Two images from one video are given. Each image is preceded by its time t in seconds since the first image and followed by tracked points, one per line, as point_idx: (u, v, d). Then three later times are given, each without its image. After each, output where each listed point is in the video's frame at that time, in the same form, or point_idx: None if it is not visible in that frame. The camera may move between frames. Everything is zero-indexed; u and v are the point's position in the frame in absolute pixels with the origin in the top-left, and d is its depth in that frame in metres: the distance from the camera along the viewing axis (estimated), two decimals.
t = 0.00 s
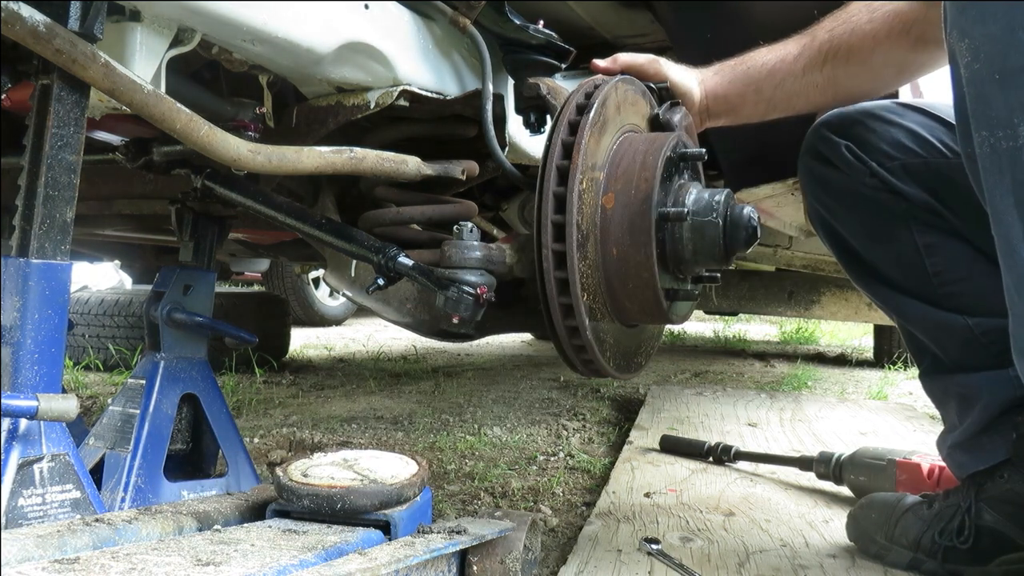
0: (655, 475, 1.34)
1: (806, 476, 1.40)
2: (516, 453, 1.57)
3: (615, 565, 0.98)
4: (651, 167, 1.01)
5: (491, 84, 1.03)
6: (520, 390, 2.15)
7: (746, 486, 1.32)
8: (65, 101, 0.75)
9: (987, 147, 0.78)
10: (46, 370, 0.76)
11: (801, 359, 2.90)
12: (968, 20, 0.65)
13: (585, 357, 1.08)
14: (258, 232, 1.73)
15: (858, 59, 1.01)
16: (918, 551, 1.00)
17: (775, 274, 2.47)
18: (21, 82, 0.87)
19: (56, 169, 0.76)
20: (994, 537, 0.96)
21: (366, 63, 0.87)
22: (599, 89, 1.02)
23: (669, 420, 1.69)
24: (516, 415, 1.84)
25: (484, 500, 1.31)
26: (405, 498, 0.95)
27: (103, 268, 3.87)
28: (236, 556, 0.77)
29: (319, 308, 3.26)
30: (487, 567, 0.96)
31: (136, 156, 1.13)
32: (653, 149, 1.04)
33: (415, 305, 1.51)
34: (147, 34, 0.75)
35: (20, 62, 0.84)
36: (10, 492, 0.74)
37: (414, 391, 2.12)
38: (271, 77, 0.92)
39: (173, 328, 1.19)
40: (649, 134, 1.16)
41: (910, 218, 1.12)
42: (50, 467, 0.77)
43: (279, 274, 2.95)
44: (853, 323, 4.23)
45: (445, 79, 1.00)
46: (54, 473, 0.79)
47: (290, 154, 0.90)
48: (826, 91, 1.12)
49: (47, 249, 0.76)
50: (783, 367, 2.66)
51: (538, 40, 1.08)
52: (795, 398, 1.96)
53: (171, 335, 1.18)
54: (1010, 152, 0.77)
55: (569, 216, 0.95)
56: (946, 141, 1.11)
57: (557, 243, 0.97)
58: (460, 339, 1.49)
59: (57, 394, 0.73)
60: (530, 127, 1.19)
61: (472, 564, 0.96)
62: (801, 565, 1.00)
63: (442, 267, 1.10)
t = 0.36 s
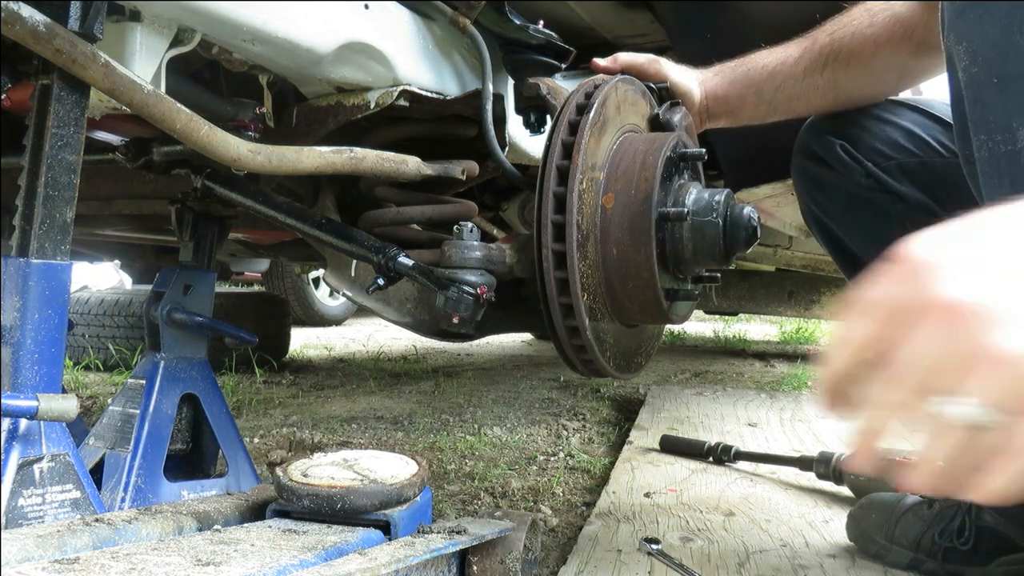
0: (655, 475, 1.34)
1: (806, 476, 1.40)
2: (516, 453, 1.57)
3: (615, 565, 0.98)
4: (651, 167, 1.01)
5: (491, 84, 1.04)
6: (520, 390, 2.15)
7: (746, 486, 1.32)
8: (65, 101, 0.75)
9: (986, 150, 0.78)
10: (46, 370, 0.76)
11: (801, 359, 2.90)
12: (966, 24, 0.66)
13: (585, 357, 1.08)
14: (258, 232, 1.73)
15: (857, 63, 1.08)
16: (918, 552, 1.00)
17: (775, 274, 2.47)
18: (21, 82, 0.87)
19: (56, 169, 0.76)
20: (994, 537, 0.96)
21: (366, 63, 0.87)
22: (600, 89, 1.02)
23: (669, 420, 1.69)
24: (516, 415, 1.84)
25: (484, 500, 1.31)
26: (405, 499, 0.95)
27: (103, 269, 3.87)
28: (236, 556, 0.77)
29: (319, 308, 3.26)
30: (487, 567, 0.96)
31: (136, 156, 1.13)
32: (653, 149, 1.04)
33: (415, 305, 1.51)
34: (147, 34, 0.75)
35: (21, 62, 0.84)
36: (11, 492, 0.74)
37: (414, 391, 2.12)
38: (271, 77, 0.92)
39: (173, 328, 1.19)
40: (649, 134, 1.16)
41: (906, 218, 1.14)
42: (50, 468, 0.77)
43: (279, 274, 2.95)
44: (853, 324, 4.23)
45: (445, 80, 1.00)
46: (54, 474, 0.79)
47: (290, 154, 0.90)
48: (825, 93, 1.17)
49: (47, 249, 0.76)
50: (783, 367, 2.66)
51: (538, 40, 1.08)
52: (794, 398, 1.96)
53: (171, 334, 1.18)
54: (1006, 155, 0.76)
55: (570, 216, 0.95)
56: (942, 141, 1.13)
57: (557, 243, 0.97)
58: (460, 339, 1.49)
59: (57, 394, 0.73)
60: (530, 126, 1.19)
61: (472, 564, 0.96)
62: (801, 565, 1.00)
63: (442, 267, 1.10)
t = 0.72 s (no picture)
0: (655, 475, 1.34)
1: (806, 476, 1.40)
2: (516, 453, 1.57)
3: (615, 565, 0.98)
4: (651, 167, 1.01)
5: (491, 85, 1.04)
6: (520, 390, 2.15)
7: (746, 486, 1.32)
8: (65, 101, 0.75)
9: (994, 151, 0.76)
10: (46, 370, 0.76)
11: (801, 359, 2.90)
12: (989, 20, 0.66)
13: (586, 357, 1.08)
14: (258, 233, 1.73)
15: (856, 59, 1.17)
16: (918, 552, 1.00)
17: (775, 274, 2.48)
18: (21, 81, 0.87)
19: (56, 169, 0.76)
20: (994, 537, 0.96)
21: (366, 63, 0.87)
22: (600, 89, 1.02)
23: (669, 420, 1.69)
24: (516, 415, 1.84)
25: (484, 500, 1.31)
26: (405, 499, 0.95)
27: (103, 269, 3.87)
28: (236, 556, 0.77)
29: (319, 308, 3.26)
30: (487, 567, 0.96)
31: (136, 156, 1.13)
32: (653, 149, 1.04)
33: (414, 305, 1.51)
34: (147, 34, 0.75)
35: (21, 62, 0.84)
36: (11, 492, 0.74)
37: (414, 391, 2.12)
38: (271, 77, 0.92)
39: (173, 328, 1.19)
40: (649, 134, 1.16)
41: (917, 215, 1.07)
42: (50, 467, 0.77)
43: (279, 274, 2.95)
44: (853, 324, 4.23)
45: (446, 80, 1.00)
46: (54, 474, 0.79)
47: (290, 154, 0.90)
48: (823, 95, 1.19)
49: (47, 249, 0.76)
50: (783, 368, 2.66)
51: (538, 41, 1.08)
52: (795, 398, 1.96)
53: (171, 334, 1.18)
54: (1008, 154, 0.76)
55: (570, 215, 0.95)
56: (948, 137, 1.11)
57: (557, 243, 0.97)
58: (460, 339, 1.49)
59: (57, 394, 0.73)
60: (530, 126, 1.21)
61: (472, 564, 0.96)
62: (801, 565, 0.99)
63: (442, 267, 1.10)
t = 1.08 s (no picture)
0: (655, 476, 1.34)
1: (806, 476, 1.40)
2: (516, 453, 1.57)
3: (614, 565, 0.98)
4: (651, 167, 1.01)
5: (491, 85, 1.04)
6: (520, 390, 2.15)
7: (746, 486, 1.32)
8: (65, 101, 0.75)
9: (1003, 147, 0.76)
10: (47, 370, 0.76)
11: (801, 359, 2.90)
12: None
13: (585, 357, 1.09)
14: (258, 232, 1.73)
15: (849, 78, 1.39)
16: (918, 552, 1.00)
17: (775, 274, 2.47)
18: (21, 81, 0.87)
19: (56, 169, 0.76)
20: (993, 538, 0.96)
21: (366, 63, 0.87)
22: (600, 89, 1.02)
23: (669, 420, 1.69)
24: (516, 415, 1.84)
25: (484, 500, 1.31)
26: (404, 499, 0.95)
27: (104, 269, 3.87)
28: (235, 556, 0.77)
29: (319, 308, 3.26)
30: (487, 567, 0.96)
31: (136, 156, 1.13)
32: (653, 149, 1.04)
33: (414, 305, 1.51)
34: (147, 35, 0.75)
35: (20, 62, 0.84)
36: (11, 492, 0.74)
37: (414, 391, 2.12)
38: (271, 77, 0.92)
39: (173, 328, 1.19)
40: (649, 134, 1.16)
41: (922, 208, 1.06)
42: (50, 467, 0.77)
43: (279, 274, 2.95)
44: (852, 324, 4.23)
45: (446, 80, 1.00)
46: (54, 473, 0.79)
47: (290, 154, 0.90)
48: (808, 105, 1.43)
49: (47, 249, 0.76)
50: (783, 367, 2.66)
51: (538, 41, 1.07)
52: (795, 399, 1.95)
53: (171, 335, 1.18)
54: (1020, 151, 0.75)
55: (569, 215, 0.95)
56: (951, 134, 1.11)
57: (557, 243, 0.97)
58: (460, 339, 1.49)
59: (56, 394, 0.73)
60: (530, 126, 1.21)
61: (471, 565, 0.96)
62: (801, 565, 0.99)
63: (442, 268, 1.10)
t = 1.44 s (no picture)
0: (655, 475, 1.34)
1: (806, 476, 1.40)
2: (516, 453, 1.57)
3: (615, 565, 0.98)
4: (651, 167, 1.01)
5: (491, 85, 1.05)
6: (520, 390, 2.15)
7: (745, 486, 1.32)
8: (65, 101, 0.75)
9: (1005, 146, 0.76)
10: (47, 370, 0.76)
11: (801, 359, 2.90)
12: None
13: (585, 357, 1.09)
14: (258, 233, 1.73)
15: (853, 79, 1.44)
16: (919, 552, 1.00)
17: (775, 273, 2.48)
18: (21, 82, 0.87)
19: (56, 169, 0.76)
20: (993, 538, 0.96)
21: (367, 63, 0.87)
22: (600, 89, 1.02)
23: (669, 420, 1.69)
24: (516, 415, 1.84)
25: (484, 499, 1.31)
26: (404, 498, 0.95)
27: (104, 269, 3.87)
28: (236, 556, 0.77)
29: (319, 308, 3.26)
30: (487, 567, 0.96)
31: (136, 156, 1.13)
32: (653, 149, 1.04)
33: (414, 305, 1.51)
34: (147, 34, 0.75)
35: (20, 62, 0.84)
36: (11, 492, 0.74)
37: (414, 391, 2.12)
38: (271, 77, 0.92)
39: (173, 328, 1.19)
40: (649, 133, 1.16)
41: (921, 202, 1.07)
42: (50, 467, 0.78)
43: (279, 274, 2.95)
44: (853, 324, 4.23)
45: (446, 80, 1.00)
46: (55, 473, 0.79)
47: (290, 154, 0.90)
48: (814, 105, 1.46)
49: (47, 249, 0.76)
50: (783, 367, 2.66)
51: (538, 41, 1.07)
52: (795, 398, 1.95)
53: (171, 334, 1.18)
54: None
55: (569, 215, 0.95)
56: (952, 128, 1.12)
57: (558, 243, 0.97)
58: (460, 339, 1.49)
59: (57, 394, 0.73)
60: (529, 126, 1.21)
61: (472, 564, 0.96)
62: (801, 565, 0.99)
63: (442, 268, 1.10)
